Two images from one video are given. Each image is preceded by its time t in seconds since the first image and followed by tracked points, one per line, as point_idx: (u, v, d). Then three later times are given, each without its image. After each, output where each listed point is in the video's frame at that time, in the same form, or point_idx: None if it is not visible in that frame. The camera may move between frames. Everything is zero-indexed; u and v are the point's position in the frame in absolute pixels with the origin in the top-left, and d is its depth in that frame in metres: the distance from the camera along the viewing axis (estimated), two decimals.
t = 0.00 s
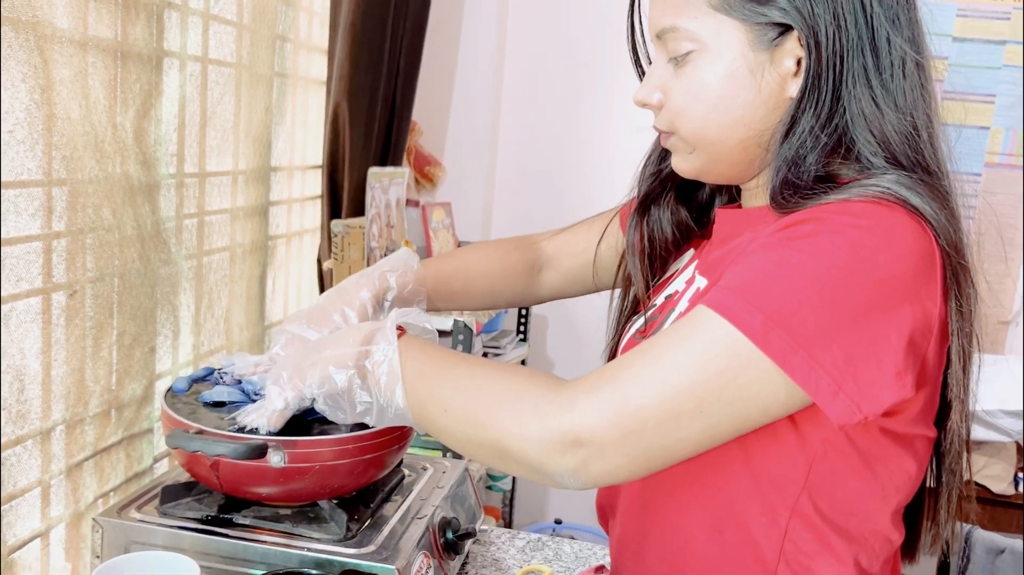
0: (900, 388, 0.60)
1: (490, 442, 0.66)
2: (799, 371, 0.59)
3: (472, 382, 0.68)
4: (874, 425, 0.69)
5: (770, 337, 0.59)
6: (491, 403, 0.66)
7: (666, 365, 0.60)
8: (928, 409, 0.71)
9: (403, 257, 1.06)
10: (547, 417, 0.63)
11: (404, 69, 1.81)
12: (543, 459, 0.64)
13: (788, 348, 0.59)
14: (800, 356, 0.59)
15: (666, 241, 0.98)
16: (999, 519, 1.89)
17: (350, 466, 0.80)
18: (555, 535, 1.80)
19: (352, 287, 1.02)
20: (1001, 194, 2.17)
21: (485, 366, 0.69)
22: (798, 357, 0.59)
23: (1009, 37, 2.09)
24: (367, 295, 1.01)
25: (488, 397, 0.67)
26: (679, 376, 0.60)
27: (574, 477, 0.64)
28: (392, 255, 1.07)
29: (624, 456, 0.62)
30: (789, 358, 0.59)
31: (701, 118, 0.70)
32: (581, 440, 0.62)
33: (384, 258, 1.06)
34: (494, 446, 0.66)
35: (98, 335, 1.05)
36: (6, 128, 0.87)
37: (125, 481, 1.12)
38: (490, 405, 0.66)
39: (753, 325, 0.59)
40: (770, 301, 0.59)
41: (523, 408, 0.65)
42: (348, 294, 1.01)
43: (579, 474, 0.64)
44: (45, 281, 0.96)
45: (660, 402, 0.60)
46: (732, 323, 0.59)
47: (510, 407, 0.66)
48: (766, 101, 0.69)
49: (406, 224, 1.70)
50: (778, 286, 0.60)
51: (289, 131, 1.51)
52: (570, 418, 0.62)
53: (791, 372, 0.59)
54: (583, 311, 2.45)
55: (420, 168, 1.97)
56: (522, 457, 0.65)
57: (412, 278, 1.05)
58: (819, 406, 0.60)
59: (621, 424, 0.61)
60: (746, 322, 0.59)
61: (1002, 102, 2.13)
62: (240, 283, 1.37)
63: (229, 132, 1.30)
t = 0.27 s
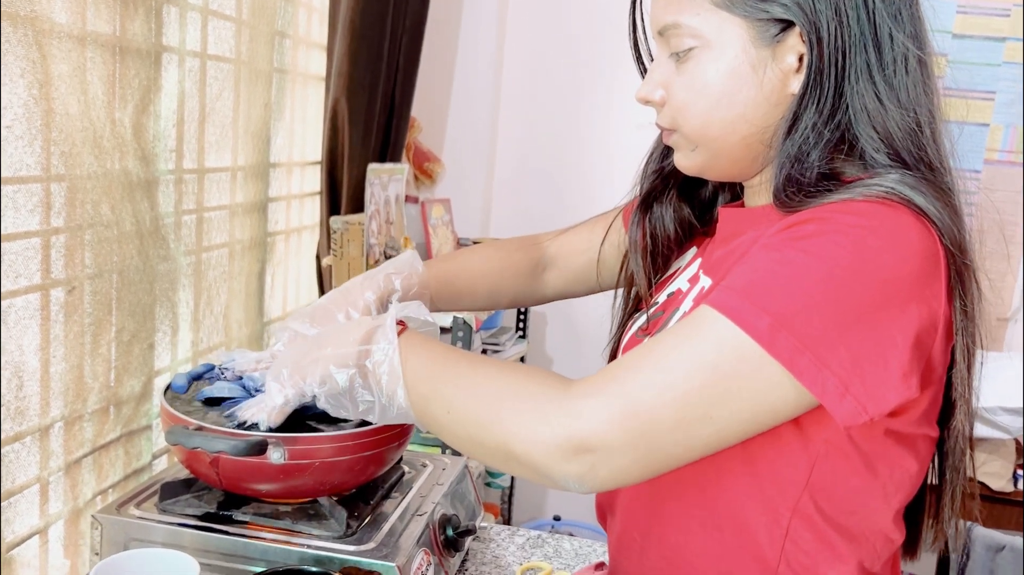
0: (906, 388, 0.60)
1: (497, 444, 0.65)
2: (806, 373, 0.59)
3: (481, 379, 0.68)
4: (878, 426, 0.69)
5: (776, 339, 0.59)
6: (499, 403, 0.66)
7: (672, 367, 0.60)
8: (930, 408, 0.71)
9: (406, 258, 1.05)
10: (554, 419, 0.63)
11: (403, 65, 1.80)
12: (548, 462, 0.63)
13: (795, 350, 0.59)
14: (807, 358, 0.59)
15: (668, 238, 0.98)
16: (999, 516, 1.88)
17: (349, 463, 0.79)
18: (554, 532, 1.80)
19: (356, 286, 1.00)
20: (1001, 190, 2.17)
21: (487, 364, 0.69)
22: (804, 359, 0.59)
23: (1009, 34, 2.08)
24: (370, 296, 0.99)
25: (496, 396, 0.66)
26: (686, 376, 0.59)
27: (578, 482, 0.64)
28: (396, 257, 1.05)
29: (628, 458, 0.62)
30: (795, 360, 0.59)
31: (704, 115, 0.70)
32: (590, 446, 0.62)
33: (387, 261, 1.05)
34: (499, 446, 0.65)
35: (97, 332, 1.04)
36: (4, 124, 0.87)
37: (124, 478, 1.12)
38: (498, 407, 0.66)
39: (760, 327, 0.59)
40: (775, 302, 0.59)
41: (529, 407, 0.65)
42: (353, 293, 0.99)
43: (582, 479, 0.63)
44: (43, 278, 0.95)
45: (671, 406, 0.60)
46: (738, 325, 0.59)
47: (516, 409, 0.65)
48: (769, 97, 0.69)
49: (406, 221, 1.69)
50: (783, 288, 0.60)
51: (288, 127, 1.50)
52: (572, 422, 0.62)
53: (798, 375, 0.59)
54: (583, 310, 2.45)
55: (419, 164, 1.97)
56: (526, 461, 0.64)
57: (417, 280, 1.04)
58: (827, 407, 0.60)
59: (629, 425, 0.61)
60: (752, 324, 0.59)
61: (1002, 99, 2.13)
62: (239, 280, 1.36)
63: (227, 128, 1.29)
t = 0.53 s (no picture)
0: (917, 388, 0.60)
1: (509, 452, 0.64)
2: (820, 375, 0.58)
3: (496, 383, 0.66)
4: (887, 428, 0.68)
5: (790, 342, 0.58)
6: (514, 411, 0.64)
7: (690, 372, 0.59)
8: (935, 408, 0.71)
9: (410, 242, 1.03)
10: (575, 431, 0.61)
11: (401, 61, 1.80)
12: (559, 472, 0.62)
13: (808, 352, 0.58)
14: (821, 361, 0.58)
15: (671, 235, 0.97)
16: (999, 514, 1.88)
17: (346, 461, 0.79)
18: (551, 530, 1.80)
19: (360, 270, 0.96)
20: (1000, 188, 2.17)
21: (495, 361, 0.68)
22: (818, 361, 0.58)
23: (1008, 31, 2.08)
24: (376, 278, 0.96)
25: (509, 401, 0.64)
26: (703, 382, 0.58)
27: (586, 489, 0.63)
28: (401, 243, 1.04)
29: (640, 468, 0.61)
30: (809, 363, 0.58)
31: (706, 110, 0.69)
32: (604, 458, 0.60)
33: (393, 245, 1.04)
34: (509, 454, 0.64)
35: (93, 329, 1.04)
36: None
37: (119, 475, 1.12)
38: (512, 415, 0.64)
39: (772, 329, 0.58)
40: (787, 305, 0.58)
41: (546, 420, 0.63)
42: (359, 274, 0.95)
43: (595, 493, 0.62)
44: (38, 274, 0.95)
45: (687, 417, 0.59)
46: (749, 327, 0.58)
47: (533, 421, 0.63)
48: (772, 93, 0.68)
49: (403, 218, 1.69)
50: (793, 289, 0.59)
51: (285, 123, 1.50)
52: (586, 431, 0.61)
53: (811, 377, 0.58)
54: (582, 309, 2.45)
55: (417, 161, 1.96)
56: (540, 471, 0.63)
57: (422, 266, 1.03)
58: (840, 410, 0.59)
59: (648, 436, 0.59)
60: (764, 326, 0.58)
61: (1001, 96, 2.13)
62: (236, 277, 1.36)
63: (224, 124, 1.29)
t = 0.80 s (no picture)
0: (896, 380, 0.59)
1: (486, 435, 0.64)
2: (796, 363, 0.58)
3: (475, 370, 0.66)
4: (875, 419, 0.68)
5: (768, 330, 0.58)
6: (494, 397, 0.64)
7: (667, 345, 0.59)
8: (929, 404, 0.70)
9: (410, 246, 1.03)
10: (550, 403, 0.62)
11: (398, 57, 1.79)
12: (542, 455, 0.62)
13: (786, 341, 0.58)
14: (799, 350, 0.58)
15: (669, 232, 0.97)
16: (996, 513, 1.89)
17: (343, 459, 0.79)
18: (546, 526, 1.80)
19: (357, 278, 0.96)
20: (997, 185, 2.17)
21: (476, 351, 0.68)
22: (796, 350, 0.58)
23: (1006, 29, 2.08)
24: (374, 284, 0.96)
25: (487, 387, 0.65)
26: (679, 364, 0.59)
27: (571, 474, 0.63)
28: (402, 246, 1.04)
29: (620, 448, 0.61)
30: (786, 351, 0.58)
31: (704, 105, 0.69)
32: (584, 437, 0.61)
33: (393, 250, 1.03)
34: (486, 438, 0.64)
35: (88, 326, 1.03)
36: None
37: (115, 473, 1.11)
38: (487, 399, 0.64)
39: (751, 317, 0.58)
40: (768, 294, 0.59)
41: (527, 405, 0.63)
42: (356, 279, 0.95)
43: (579, 473, 0.63)
44: (32, 271, 0.94)
45: (663, 400, 0.59)
46: (729, 314, 0.58)
47: (511, 406, 0.63)
48: (770, 88, 0.68)
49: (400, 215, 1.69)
50: (776, 279, 0.59)
51: (281, 120, 1.50)
52: (564, 408, 0.61)
53: (788, 365, 0.58)
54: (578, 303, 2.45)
55: (414, 158, 1.96)
56: (519, 453, 0.63)
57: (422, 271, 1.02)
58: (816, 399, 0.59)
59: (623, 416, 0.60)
60: (744, 314, 0.58)
61: (998, 94, 2.13)
62: (232, 273, 1.35)
63: (220, 121, 1.29)
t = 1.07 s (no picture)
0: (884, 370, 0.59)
1: (466, 413, 0.64)
2: (783, 349, 0.58)
3: (453, 348, 0.67)
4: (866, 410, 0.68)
5: (754, 315, 0.58)
6: (472, 375, 0.64)
7: (650, 332, 0.59)
8: (923, 397, 0.70)
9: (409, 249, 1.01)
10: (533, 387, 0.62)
11: (395, 53, 1.78)
12: (523, 433, 0.62)
13: (772, 327, 0.58)
14: (785, 335, 0.58)
15: (664, 228, 0.97)
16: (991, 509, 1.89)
17: (339, 454, 0.78)
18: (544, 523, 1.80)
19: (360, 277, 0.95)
20: (994, 181, 2.17)
21: (460, 334, 0.68)
22: (782, 336, 0.58)
23: (1004, 25, 2.07)
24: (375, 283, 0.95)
25: (465, 366, 0.65)
26: (661, 346, 0.58)
27: (554, 452, 0.63)
28: (401, 249, 1.02)
29: (605, 431, 0.61)
30: (773, 337, 0.58)
31: (697, 97, 0.69)
32: (563, 412, 0.61)
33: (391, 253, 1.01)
34: (466, 416, 0.64)
35: (83, 321, 1.03)
36: None
37: (110, 469, 1.11)
38: (466, 376, 0.64)
39: (738, 300, 0.58)
40: (756, 279, 0.58)
41: (506, 383, 0.63)
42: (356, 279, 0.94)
43: (560, 450, 0.62)
44: (27, 266, 0.94)
45: (642, 373, 0.59)
46: (716, 298, 0.58)
47: (488, 383, 0.63)
48: (764, 79, 0.68)
49: (397, 211, 1.68)
50: (765, 265, 0.59)
51: (277, 115, 1.49)
52: (548, 386, 0.61)
53: (774, 351, 0.58)
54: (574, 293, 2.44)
55: (411, 153, 1.95)
56: (502, 432, 0.63)
57: (421, 275, 1.01)
58: (801, 385, 0.59)
59: (603, 393, 0.59)
60: (731, 297, 0.58)
61: (997, 91, 2.13)
62: (227, 269, 1.35)
63: (216, 115, 1.28)
